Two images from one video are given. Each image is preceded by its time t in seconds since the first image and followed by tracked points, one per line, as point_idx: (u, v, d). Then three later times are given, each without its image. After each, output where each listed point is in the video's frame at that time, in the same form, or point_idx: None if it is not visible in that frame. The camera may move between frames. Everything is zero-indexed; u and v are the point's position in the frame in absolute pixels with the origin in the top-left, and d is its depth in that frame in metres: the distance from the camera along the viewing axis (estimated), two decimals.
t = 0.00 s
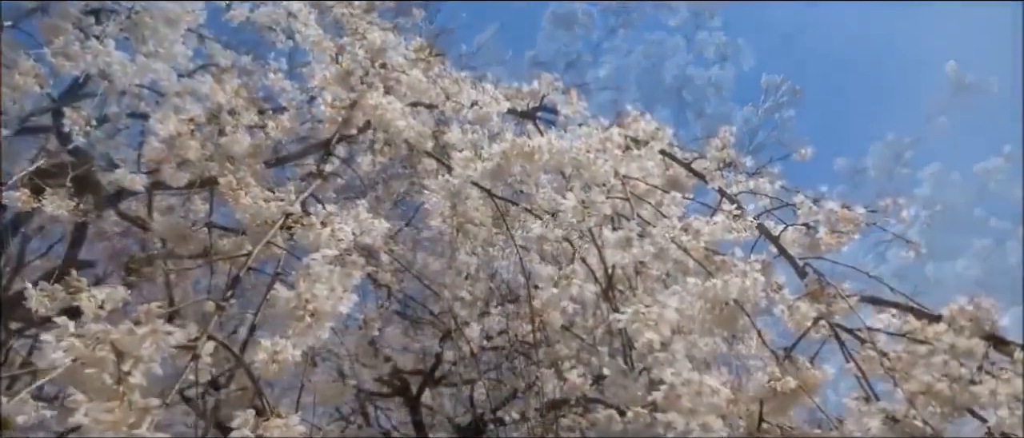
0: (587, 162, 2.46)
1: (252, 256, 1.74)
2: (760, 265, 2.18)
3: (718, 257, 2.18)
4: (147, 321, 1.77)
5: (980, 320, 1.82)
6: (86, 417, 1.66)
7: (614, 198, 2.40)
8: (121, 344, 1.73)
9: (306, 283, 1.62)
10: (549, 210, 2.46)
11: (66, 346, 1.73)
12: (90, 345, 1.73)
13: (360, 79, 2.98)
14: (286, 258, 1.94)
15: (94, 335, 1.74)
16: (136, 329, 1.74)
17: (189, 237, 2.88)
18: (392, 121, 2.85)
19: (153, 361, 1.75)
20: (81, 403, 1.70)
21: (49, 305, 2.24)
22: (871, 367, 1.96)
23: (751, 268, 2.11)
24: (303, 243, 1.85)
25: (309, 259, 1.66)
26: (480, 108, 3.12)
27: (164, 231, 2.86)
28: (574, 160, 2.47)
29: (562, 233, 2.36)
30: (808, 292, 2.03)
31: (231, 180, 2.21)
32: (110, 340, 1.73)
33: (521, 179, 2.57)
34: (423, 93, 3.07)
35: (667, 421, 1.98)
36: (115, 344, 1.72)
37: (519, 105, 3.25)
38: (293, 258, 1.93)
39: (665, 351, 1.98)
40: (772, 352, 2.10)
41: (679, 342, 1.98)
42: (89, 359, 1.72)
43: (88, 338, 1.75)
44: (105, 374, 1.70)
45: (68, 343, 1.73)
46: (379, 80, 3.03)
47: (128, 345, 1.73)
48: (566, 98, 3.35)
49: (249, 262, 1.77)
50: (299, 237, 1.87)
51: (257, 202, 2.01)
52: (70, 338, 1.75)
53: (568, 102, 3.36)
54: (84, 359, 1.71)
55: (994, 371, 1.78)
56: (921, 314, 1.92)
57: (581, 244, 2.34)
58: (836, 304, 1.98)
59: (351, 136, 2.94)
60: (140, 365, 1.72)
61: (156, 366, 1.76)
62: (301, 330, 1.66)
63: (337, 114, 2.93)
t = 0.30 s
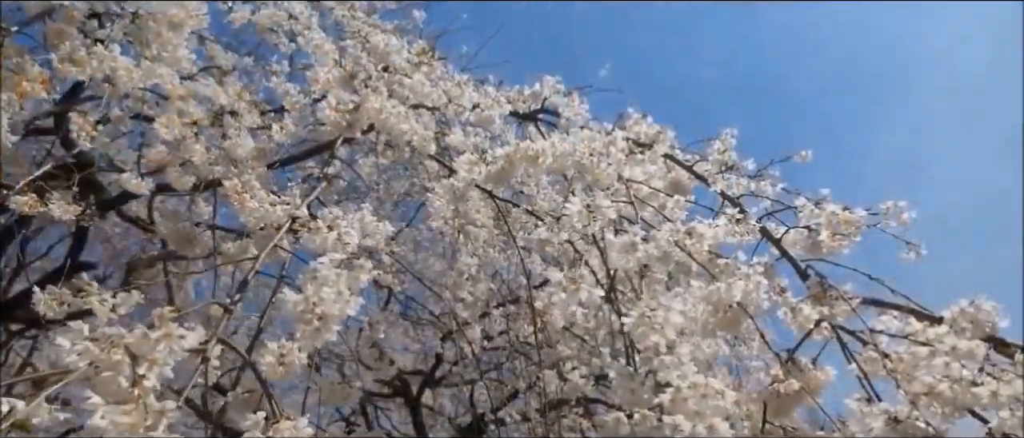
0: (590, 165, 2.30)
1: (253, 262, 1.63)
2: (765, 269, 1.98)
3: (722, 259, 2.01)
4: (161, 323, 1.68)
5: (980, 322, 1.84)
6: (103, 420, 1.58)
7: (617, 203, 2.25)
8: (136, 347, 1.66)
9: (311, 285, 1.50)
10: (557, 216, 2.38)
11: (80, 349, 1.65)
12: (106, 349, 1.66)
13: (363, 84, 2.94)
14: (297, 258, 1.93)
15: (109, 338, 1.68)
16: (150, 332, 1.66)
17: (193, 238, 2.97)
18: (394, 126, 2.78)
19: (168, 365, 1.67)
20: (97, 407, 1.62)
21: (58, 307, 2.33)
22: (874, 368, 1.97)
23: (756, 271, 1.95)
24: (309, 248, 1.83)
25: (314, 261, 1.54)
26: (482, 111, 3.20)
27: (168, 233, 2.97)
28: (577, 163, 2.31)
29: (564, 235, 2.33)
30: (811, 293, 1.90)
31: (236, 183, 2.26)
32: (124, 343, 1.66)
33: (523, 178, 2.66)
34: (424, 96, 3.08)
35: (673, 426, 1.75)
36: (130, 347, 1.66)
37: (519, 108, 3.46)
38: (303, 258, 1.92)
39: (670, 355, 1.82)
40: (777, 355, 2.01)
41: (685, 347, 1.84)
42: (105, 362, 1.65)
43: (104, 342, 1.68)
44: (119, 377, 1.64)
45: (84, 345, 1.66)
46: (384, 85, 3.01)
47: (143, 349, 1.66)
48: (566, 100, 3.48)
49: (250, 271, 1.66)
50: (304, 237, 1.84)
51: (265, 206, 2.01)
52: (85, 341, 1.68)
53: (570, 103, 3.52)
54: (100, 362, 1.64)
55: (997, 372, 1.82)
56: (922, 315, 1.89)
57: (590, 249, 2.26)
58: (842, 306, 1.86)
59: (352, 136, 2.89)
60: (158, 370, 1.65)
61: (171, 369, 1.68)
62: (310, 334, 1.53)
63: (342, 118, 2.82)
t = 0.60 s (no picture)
0: (593, 169, 2.27)
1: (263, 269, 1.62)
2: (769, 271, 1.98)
3: (727, 263, 2.02)
4: (180, 330, 1.66)
5: (982, 326, 1.86)
6: (128, 427, 1.59)
7: (621, 208, 2.24)
8: (155, 355, 1.64)
9: (321, 290, 1.50)
10: (563, 221, 2.36)
11: (99, 356, 1.64)
12: (125, 357, 1.64)
13: (368, 88, 2.95)
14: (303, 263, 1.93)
15: (128, 346, 1.65)
16: (168, 340, 1.64)
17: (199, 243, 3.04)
18: (399, 130, 2.78)
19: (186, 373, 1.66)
20: (120, 414, 1.63)
21: (68, 312, 2.43)
22: (876, 370, 1.97)
23: (760, 275, 1.95)
24: (318, 253, 1.83)
25: (325, 267, 1.54)
26: (484, 114, 3.35)
27: (175, 237, 3.06)
28: (581, 167, 2.30)
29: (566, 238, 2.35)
30: (815, 297, 1.92)
31: (242, 188, 2.25)
32: (143, 352, 1.64)
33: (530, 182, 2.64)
34: (428, 100, 3.10)
35: (683, 428, 1.73)
36: (149, 355, 1.63)
37: (522, 111, 3.53)
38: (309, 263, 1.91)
39: (679, 358, 1.81)
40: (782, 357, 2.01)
41: (693, 351, 1.83)
42: (125, 370, 1.64)
43: (122, 350, 1.66)
44: (140, 385, 1.64)
45: (104, 352, 1.64)
46: (389, 89, 3.02)
47: (162, 357, 1.64)
48: (568, 103, 3.52)
49: (260, 276, 1.65)
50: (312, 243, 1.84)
51: (272, 211, 2.01)
52: (104, 348, 1.67)
53: (572, 106, 3.56)
54: (121, 370, 1.63)
55: (1000, 375, 1.86)
56: (925, 318, 1.90)
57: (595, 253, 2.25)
58: (846, 310, 1.87)
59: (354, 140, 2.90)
60: (176, 376, 1.64)
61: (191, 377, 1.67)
62: (321, 339, 1.53)
63: (347, 124, 2.76)
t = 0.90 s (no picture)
0: (599, 174, 2.30)
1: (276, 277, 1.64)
2: (774, 277, 2.00)
3: (732, 270, 2.04)
4: (201, 340, 1.62)
5: (985, 332, 1.88)
6: None
7: (626, 215, 2.24)
8: (178, 366, 1.57)
9: (333, 298, 1.51)
10: (568, 226, 2.39)
11: (121, 366, 1.65)
12: (150, 368, 1.58)
13: (374, 93, 2.97)
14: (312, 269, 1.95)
15: (151, 356, 1.59)
16: (191, 349, 1.58)
17: (207, 247, 3.07)
18: (406, 136, 2.78)
19: (208, 382, 1.60)
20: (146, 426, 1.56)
21: (77, 316, 2.49)
22: (880, 375, 1.98)
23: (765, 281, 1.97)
24: (328, 260, 1.85)
25: (337, 274, 1.56)
26: (489, 118, 3.39)
27: (182, 240, 3.06)
28: (586, 173, 2.31)
29: (570, 242, 2.37)
30: (819, 303, 1.93)
31: (251, 194, 2.27)
32: (165, 362, 1.56)
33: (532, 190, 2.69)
34: (433, 104, 3.13)
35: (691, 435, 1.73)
36: (172, 366, 1.57)
37: (525, 115, 3.56)
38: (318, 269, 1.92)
39: (686, 366, 1.81)
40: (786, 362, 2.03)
41: (700, 357, 1.84)
42: (149, 381, 1.58)
43: (146, 360, 1.61)
44: (164, 395, 1.56)
45: (127, 364, 1.65)
46: (395, 93, 3.04)
47: (185, 367, 1.58)
48: (571, 107, 3.54)
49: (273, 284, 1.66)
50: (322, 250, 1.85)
51: (280, 217, 2.02)
52: (127, 359, 1.66)
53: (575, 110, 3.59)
54: (147, 381, 1.57)
55: (1002, 382, 1.86)
56: (929, 324, 1.91)
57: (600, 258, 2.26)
58: (850, 315, 1.89)
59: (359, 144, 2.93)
60: (199, 386, 1.58)
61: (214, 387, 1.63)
62: (334, 347, 1.55)
63: (354, 130, 2.77)
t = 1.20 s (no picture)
0: (606, 180, 2.29)
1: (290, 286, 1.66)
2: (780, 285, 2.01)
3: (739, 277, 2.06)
4: (223, 352, 1.64)
5: (993, 339, 1.89)
6: None
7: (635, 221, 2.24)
8: (201, 377, 1.60)
9: (347, 306, 1.54)
10: (577, 235, 2.42)
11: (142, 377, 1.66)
12: (174, 380, 1.60)
13: (381, 99, 2.99)
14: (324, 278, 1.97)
15: (174, 367, 1.61)
16: (213, 360, 1.61)
17: (217, 252, 3.11)
18: (414, 142, 2.80)
19: (230, 393, 1.65)
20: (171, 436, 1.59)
21: (91, 321, 2.53)
22: (889, 381, 1.99)
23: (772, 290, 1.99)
24: (341, 268, 1.87)
25: (351, 283, 1.57)
26: (495, 123, 3.42)
27: (193, 246, 3.13)
28: (593, 178, 2.31)
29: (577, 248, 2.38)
30: (826, 309, 1.95)
31: (262, 201, 2.28)
32: (189, 373, 1.60)
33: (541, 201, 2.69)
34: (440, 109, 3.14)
35: None
36: (196, 377, 1.59)
37: (531, 119, 3.58)
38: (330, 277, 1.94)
39: (696, 374, 1.80)
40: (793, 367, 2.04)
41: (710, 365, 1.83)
42: (172, 393, 1.59)
43: (169, 371, 1.62)
44: (189, 407, 1.58)
45: (150, 374, 1.59)
46: (403, 99, 3.06)
47: (208, 378, 1.61)
48: (577, 111, 3.56)
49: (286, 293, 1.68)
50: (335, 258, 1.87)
51: (292, 224, 2.04)
52: (151, 369, 1.61)
53: (581, 114, 3.61)
54: (172, 393, 1.59)
55: (1009, 390, 1.88)
56: (937, 331, 1.92)
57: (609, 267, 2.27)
58: (857, 322, 1.91)
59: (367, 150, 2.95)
60: (221, 396, 1.62)
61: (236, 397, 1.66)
62: (349, 354, 1.58)
63: (363, 136, 2.78)
